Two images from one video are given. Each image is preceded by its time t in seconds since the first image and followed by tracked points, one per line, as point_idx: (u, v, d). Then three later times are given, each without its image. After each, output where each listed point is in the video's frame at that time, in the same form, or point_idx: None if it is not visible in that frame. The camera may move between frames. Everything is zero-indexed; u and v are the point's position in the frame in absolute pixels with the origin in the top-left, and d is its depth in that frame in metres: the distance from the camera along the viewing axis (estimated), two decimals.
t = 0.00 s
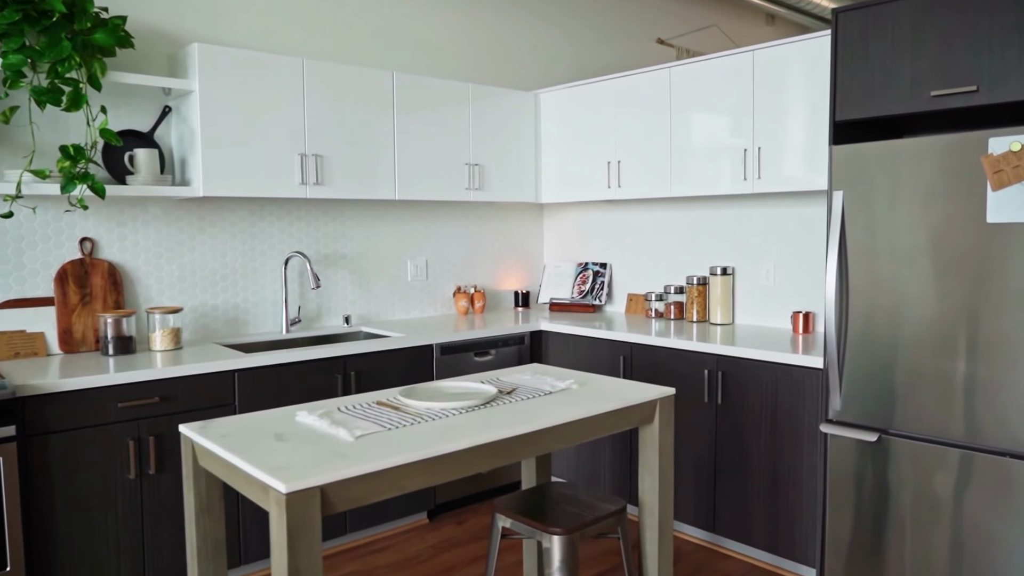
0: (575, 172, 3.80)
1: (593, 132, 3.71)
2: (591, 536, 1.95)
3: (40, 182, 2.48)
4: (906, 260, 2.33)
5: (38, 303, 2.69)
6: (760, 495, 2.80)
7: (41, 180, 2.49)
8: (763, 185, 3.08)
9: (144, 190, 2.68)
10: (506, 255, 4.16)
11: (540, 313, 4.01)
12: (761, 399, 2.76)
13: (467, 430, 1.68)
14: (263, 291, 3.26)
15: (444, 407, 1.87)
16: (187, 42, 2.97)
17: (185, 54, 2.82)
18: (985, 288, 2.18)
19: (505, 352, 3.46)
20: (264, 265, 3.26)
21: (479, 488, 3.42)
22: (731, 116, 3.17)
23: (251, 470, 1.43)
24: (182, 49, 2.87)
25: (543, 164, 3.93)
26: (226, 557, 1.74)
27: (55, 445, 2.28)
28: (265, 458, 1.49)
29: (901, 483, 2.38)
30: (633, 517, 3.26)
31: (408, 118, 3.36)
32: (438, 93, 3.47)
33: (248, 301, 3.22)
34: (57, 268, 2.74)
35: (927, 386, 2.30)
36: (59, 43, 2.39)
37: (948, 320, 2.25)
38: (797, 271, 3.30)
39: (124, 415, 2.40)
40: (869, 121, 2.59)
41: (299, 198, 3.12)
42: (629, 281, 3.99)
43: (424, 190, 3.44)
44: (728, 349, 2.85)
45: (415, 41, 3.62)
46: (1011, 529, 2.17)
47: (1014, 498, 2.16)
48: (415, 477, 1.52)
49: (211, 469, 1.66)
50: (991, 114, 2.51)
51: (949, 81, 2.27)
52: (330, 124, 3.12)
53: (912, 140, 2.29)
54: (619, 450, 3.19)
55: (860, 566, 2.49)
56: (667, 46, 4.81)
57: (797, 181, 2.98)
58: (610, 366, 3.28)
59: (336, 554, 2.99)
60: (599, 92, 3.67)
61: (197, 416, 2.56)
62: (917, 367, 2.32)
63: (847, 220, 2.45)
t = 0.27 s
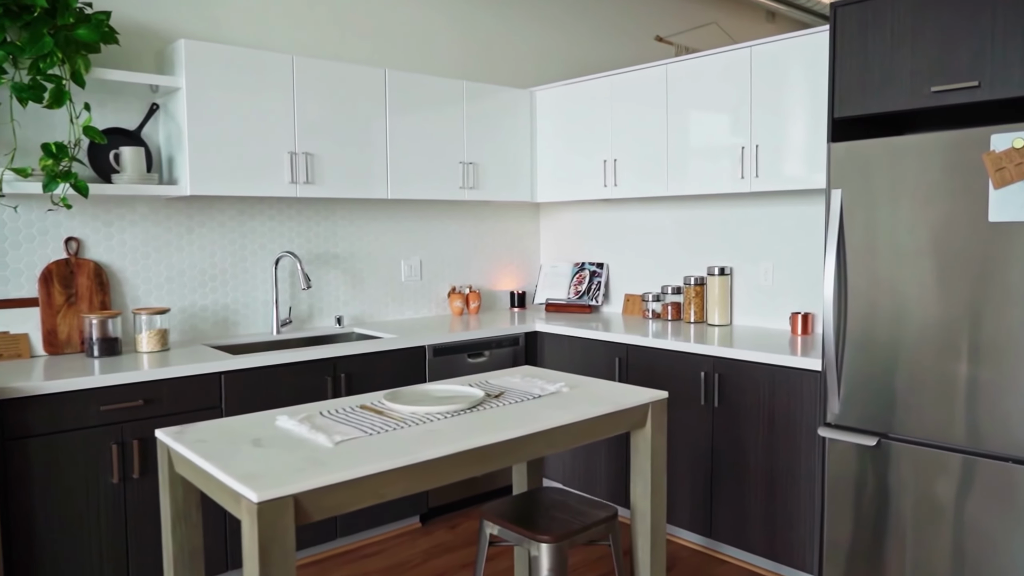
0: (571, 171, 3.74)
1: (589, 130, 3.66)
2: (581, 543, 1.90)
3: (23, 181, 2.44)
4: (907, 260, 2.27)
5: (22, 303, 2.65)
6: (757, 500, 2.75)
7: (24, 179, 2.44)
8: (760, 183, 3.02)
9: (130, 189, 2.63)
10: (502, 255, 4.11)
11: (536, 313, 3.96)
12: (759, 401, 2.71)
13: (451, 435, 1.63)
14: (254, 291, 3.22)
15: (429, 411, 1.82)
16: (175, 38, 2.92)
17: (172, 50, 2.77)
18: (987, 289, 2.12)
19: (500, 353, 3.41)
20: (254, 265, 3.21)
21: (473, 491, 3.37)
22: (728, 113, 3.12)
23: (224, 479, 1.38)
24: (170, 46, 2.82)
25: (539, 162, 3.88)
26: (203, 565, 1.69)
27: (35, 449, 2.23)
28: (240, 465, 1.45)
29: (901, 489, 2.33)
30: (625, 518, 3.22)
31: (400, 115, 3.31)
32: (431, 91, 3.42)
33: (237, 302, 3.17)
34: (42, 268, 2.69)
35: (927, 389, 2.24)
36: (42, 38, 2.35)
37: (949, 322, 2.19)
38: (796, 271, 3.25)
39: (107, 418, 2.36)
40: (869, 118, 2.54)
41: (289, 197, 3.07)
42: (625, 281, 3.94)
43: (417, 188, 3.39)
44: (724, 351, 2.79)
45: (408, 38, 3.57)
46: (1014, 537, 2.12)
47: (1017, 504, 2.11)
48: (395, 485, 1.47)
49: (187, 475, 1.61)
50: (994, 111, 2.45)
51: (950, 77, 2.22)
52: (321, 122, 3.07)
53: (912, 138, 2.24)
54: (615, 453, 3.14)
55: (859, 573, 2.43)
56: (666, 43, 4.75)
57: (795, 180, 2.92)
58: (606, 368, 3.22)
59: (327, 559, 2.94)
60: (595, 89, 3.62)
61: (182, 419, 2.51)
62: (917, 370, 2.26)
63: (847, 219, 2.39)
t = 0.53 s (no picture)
0: (566, 170, 3.69)
1: (585, 129, 3.60)
2: (570, 553, 1.85)
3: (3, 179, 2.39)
4: (906, 261, 2.22)
5: (5, 305, 2.60)
6: (754, 506, 2.69)
7: (5, 177, 2.40)
8: (757, 182, 2.97)
9: (114, 188, 2.58)
10: (497, 256, 4.06)
11: (532, 314, 3.91)
12: (755, 405, 2.65)
13: (433, 442, 1.58)
14: (243, 292, 3.17)
15: (413, 416, 1.76)
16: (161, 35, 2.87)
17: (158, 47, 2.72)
18: (988, 290, 2.07)
19: (493, 355, 3.36)
20: (244, 266, 3.16)
21: (466, 494, 3.32)
22: (725, 111, 3.07)
23: (194, 488, 1.33)
24: (156, 43, 2.78)
25: (534, 161, 3.83)
26: None
27: (14, 453, 2.19)
28: (212, 473, 1.40)
29: (901, 495, 2.27)
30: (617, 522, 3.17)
31: (392, 114, 3.26)
32: (424, 89, 3.37)
33: (226, 303, 3.12)
34: (25, 269, 2.64)
35: (927, 393, 2.19)
36: (23, 34, 2.30)
37: (949, 324, 2.14)
38: (794, 272, 3.19)
39: (88, 422, 2.31)
40: (868, 116, 2.48)
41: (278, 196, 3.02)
42: (622, 282, 3.89)
43: (409, 188, 3.34)
44: (720, 353, 2.74)
45: (401, 36, 3.52)
46: (1016, 545, 2.06)
47: (1020, 512, 2.05)
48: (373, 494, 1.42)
49: (160, 483, 1.56)
50: (995, 107, 2.40)
51: (950, 73, 2.16)
52: (311, 120, 3.02)
53: (911, 136, 2.19)
54: (610, 457, 3.09)
55: None
56: (664, 42, 4.70)
57: (793, 179, 2.87)
58: (601, 370, 3.17)
59: (316, 564, 2.89)
60: (591, 87, 3.56)
61: (166, 423, 2.46)
62: (917, 373, 2.21)
63: (845, 219, 2.34)
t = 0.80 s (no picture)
0: (563, 170, 3.64)
1: (581, 128, 3.56)
2: (559, 562, 1.80)
3: None
4: (906, 262, 2.17)
5: None
6: (752, 512, 2.64)
7: None
8: (755, 181, 2.92)
9: (100, 188, 2.54)
10: (494, 256, 4.02)
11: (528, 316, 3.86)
12: (753, 409, 2.60)
13: (416, 449, 1.53)
14: (234, 294, 3.12)
15: (398, 422, 1.72)
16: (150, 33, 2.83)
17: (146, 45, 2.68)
18: (991, 293, 2.01)
19: (488, 357, 3.31)
20: (234, 267, 3.12)
21: (460, 499, 3.27)
22: (722, 109, 3.02)
23: (164, 498, 1.28)
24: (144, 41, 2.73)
25: (530, 161, 3.78)
26: None
27: None
28: (185, 482, 1.35)
29: (901, 502, 2.22)
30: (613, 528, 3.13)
31: (385, 112, 3.22)
32: (418, 88, 3.32)
33: (217, 305, 3.08)
34: (10, 270, 2.60)
35: (928, 397, 2.14)
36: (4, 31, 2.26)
37: (951, 327, 2.09)
38: (793, 273, 3.14)
39: (71, 427, 2.26)
40: (867, 114, 2.43)
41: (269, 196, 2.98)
42: (619, 283, 3.84)
43: (403, 188, 3.30)
44: (717, 356, 2.69)
45: (395, 34, 3.48)
46: (1019, 555, 2.00)
47: None
48: (351, 504, 1.38)
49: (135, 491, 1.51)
50: (998, 105, 2.34)
51: (951, 69, 2.11)
52: (302, 119, 2.97)
53: (912, 134, 2.14)
54: (605, 461, 3.03)
55: None
56: (664, 40, 4.65)
57: (792, 179, 2.82)
58: (597, 373, 3.12)
59: (306, 570, 2.85)
60: (588, 86, 3.51)
61: (152, 427, 2.42)
62: (918, 377, 2.15)
63: (844, 220, 2.29)
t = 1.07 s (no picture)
0: (560, 169, 3.59)
1: (579, 126, 3.51)
2: (549, 571, 1.75)
3: None
4: (909, 263, 2.12)
5: None
6: (750, 517, 2.59)
7: None
8: (755, 180, 2.87)
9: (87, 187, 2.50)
10: (491, 256, 3.97)
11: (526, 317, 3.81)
12: (752, 412, 2.55)
13: (400, 455, 1.49)
14: (226, 294, 3.08)
15: (383, 426, 1.67)
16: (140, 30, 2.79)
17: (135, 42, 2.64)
18: (996, 294, 1.96)
19: (484, 358, 3.26)
20: (227, 268, 3.08)
21: (456, 502, 3.23)
22: (722, 107, 2.96)
23: (135, 507, 1.23)
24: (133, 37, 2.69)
25: (528, 159, 3.73)
26: None
27: None
28: (158, 489, 1.31)
29: (903, 509, 2.16)
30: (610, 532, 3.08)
31: (379, 110, 3.17)
32: (413, 85, 3.27)
33: (209, 305, 3.04)
34: None
35: (931, 401, 2.08)
36: None
37: (954, 329, 2.03)
38: (794, 273, 3.09)
39: (56, 430, 2.22)
40: (869, 110, 2.38)
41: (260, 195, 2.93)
42: (618, 283, 3.79)
43: (397, 186, 3.25)
44: (716, 358, 2.64)
45: (390, 31, 3.43)
46: None
47: None
48: (330, 513, 1.33)
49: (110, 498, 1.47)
50: (1002, 102, 2.28)
51: (955, 64, 2.05)
52: (294, 117, 2.93)
53: (914, 132, 2.09)
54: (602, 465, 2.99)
55: None
56: (664, 37, 4.59)
57: (792, 177, 2.77)
58: (594, 375, 3.07)
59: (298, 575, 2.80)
60: (585, 83, 3.46)
61: (139, 430, 2.37)
62: (920, 381, 2.10)
63: (845, 219, 2.24)
